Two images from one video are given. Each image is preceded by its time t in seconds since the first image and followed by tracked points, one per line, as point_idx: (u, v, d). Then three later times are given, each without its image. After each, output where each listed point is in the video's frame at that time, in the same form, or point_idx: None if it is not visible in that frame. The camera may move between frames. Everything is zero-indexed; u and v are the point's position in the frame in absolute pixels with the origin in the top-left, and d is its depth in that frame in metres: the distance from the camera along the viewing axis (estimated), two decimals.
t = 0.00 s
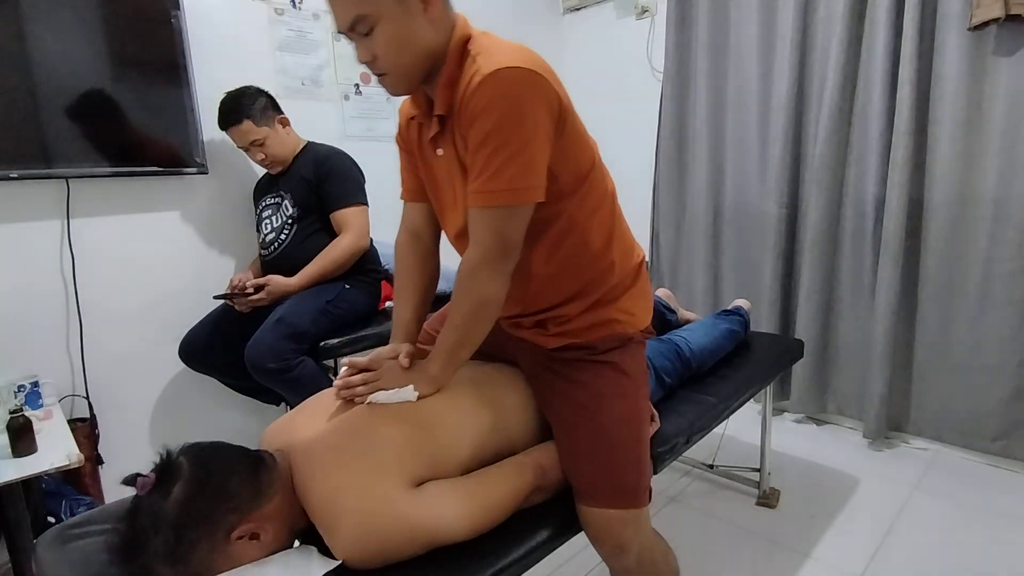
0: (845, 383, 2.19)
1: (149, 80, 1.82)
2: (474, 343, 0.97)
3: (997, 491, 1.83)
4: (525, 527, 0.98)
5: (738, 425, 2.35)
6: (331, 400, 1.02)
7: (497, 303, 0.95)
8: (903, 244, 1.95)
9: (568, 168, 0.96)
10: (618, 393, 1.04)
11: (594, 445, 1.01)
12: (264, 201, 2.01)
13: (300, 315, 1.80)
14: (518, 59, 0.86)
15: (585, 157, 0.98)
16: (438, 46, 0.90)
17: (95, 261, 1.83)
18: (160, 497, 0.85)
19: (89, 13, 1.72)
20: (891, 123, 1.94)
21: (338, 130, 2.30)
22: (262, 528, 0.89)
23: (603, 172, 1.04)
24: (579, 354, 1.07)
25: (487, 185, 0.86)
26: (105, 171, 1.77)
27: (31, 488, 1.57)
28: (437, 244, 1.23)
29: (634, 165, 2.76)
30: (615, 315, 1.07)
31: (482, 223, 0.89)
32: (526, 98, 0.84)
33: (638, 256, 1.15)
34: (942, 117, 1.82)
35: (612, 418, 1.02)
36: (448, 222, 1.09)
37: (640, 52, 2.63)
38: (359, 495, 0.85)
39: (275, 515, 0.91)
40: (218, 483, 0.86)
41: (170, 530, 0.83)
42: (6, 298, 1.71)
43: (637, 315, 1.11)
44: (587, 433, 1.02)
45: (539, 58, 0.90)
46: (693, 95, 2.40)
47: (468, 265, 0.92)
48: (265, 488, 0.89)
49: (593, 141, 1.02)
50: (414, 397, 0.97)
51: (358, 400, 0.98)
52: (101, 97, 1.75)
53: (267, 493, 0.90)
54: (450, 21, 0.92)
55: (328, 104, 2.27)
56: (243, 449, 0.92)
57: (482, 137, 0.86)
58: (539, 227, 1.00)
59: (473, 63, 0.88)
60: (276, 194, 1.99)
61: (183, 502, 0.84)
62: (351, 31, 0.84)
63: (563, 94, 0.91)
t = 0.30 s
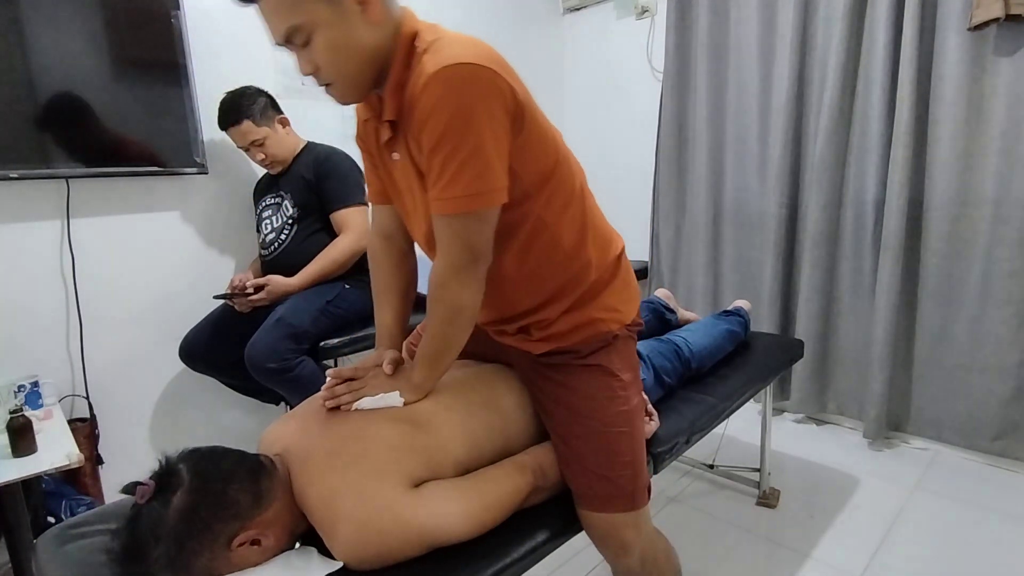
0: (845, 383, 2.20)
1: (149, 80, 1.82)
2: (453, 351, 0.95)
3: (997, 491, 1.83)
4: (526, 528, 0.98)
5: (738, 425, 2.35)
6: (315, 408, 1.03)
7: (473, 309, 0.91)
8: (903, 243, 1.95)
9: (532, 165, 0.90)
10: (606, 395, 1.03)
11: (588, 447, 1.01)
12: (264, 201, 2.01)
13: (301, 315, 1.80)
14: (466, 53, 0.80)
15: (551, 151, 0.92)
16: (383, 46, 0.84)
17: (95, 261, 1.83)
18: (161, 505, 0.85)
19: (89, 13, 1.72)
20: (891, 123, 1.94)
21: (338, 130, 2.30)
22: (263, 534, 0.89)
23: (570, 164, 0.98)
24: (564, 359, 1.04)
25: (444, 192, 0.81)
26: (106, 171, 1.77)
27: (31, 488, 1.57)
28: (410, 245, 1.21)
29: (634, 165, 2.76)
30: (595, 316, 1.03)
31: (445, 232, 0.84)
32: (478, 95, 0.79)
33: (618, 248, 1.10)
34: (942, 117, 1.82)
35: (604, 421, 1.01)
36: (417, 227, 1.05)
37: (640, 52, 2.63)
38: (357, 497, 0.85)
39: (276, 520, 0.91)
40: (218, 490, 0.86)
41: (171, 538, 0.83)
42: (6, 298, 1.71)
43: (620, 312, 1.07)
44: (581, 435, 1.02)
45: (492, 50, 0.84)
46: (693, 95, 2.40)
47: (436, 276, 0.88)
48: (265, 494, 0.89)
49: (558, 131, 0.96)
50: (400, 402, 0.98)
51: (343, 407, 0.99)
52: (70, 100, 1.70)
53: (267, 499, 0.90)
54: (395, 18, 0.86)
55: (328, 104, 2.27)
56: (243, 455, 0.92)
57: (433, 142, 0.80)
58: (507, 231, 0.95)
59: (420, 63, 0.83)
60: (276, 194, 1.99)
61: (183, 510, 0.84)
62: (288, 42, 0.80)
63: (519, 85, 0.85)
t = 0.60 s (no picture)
0: (845, 382, 2.20)
1: (149, 80, 1.82)
2: (443, 358, 0.92)
3: (997, 491, 1.83)
4: (526, 528, 0.98)
5: (738, 425, 2.35)
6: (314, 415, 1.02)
7: (453, 316, 0.88)
8: (903, 243, 1.95)
9: (488, 160, 0.85)
10: (596, 394, 1.00)
11: (584, 447, 1.00)
12: (264, 201, 2.01)
13: (301, 315, 1.79)
14: (400, 54, 0.74)
15: (507, 140, 0.86)
16: (310, 52, 0.77)
17: (95, 261, 1.83)
18: (156, 506, 0.85)
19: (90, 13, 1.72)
20: (891, 123, 1.95)
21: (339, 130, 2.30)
22: (260, 534, 0.89)
23: (528, 150, 0.92)
24: (550, 360, 1.01)
25: (396, 204, 0.76)
26: (106, 171, 1.78)
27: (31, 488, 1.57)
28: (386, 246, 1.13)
29: (634, 165, 2.76)
30: (574, 310, 0.99)
31: (406, 243, 0.80)
32: (416, 99, 0.73)
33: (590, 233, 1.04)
34: (942, 117, 1.82)
35: (596, 421, 0.99)
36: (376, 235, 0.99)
37: (640, 52, 2.63)
38: (355, 500, 0.86)
39: (273, 520, 0.91)
40: (214, 490, 0.86)
41: (167, 539, 0.83)
42: (6, 298, 1.71)
43: (600, 302, 1.02)
44: (576, 436, 1.00)
45: (426, 43, 0.77)
46: (693, 95, 2.40)
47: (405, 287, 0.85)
48: (261, 493, 0.89)
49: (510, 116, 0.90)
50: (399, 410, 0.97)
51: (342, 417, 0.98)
52: (58, 100, 1.68)
53: (265, 499, 0.90)
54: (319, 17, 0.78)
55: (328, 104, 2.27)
56: (239, 455, 0.92)
57: (375, 153, 0.75)
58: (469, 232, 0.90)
59: (351, 68, 0.76)
60: (276, 194, 1.99)
61: (179, 510, 0.84)
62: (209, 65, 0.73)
63: (460, 77, 0.78)
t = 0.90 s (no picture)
0: (844, 382, 2.20)
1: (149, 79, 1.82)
2: (434, 360, 0.92)
3: (997, 491, 1.83)
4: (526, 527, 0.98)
5: (738, 425, 2.35)
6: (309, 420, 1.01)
7: (436, 321, 0.87)
8: (903, 243, 1.95)
9: (448, 157, 0.84)
10: (585, 394, 0.99)
11: (579, 447, 0.99)
12: (264, 201, 2.01)
13: (301, 315, 1.79)
14: (348, 59, 0.73)
15: (464, 135, 0.85)
16: (255, 70, 0.76)
17: (95, 261, 1.83)
18: (154, 505, 0.86)
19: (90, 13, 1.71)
20: (891, 123, 1.95)
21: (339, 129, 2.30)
22: (257, 533, 0.89)
23: (490, 146, 0.90)
24: (539, 360, 1.00)
25: (363, 214, 0.75)
26: (106, 171, 1.78)
27: (31, 488, 1.57)
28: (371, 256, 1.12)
29: (634, 165, 2.76)
30: (556, 307, 0.98)
31: (379, 253, 0.79)
32: (371, 104, 0.71)
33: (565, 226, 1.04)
34: (942, 117, 1.82)
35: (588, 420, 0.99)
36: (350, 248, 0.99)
37: (640, 52, 2.63)
38: (354, 500, 0.86)
39: (271, 520, 0.91)
40: (210, 490, 0.85)
41: (164, 538, 0.83)
42: (6, 298, 1.71)
43: (580, 297, 1.01)
44: (569, 437, 1.00)
45: (373, 47, 0.76)
46: (693, 94, 2.40)
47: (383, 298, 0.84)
48: (258, 493, 0.89)
49: (467, 113, 0.89)
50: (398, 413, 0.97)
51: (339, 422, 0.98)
52: (56, 100, 1.68)
53: (261, 499, 0.89)
54: (256, 34, 0.77)
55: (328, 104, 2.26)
56: (236, 455, 0.92)
57: (333, 164, 0.74)
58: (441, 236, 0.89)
59: (297, 81, 0.75)
60: (276, 194, 1.99)
61: (175, 509, 0.84)
62: (153, 96, 0.73)
63: (409, 77, 0.77)
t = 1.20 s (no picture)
0: (845, 382, 2.20)
1: (149, 79, 1.82)
2: (438, 362, 0.92)
3: (998, 491, 1.83)
4: (527, 528, 0.98)
5: (738, 425, 2.35)
6: (306, 422, 1.01)
7: (445, 323, 0.88)
8: (903, 243, 1.95)
9: (491, 156, 0.85)
10: (609, 387, 0.99)
11: (592, 441, 0.99)
12: (265, 201, 2.01)
13: (301, 315, 1.79)
14: (401, 55, 0.74)
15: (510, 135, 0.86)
16: (309, 60, 0.76)
17: (95, 261, 1.83)
18: (154, 503, 0.86)
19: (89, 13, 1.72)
20: (891, 123, 1.95)
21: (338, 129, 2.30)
22: (255, 534, 0.89)
23: (533, 147, 0.92)
24: (565, 354, 1.01)
25: (400, 204, 0.76)
26: (107, 171, 1.78)
27: (31, 488, 1.57)
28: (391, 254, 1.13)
29: (634, 165, 2.76)
30: (587, 303, 0.99)
31: (408, 246, 0.79)
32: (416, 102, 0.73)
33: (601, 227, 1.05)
34: (942, 117, 1.82)
35: (607, 414, 0.99)
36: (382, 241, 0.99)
37: (640, 52, 2.63)
38: (354, 500, 0.86)
39: (270, 521, 0.91)
40: (211, 490, 0.85)
41: (163, 537, 0.83)
42: (6, 298, 1.71)
43: (612, 294, 1.02)
44: (583, 432, 1.00)
45: (427, 46, 0.77)
46: (693, 94, 2.40)
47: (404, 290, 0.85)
48: (258, 494, 0.89)
49: (513, 114, 0.89)
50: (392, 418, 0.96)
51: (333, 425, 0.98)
52: (55, 101, 1.68)
53: (261, 500, 0.90)
54: (313, 25, 0.77)
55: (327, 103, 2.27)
56: (237, 455, 0.92)
57: (378, 156, 0.75)
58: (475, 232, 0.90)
59: (350, 73, 0.76)
60: (276, 194, 1.99)
61: (175, 508, 0.84)
62: (206, 80, 0.72)
63: (459, 77, 0.78)
